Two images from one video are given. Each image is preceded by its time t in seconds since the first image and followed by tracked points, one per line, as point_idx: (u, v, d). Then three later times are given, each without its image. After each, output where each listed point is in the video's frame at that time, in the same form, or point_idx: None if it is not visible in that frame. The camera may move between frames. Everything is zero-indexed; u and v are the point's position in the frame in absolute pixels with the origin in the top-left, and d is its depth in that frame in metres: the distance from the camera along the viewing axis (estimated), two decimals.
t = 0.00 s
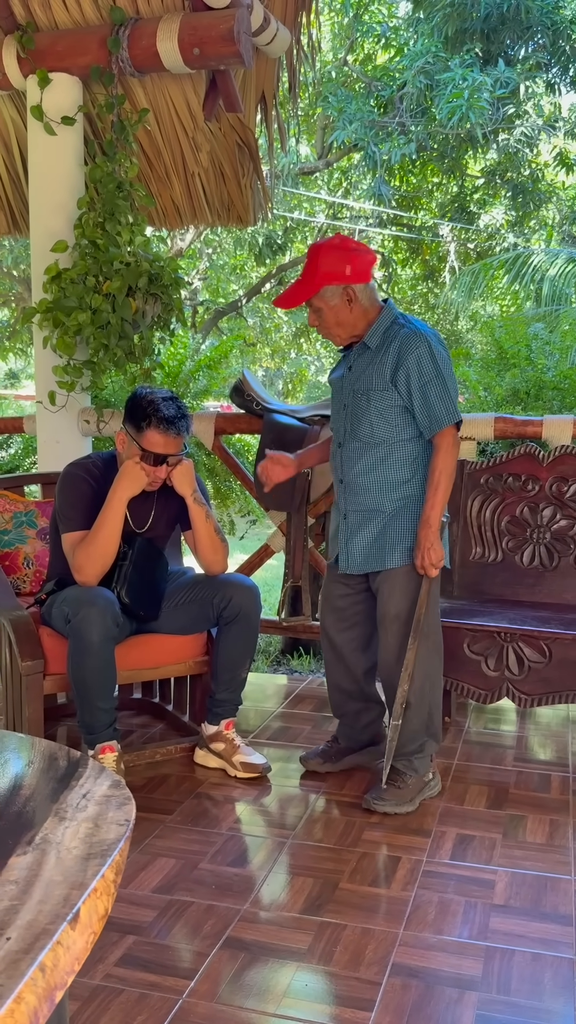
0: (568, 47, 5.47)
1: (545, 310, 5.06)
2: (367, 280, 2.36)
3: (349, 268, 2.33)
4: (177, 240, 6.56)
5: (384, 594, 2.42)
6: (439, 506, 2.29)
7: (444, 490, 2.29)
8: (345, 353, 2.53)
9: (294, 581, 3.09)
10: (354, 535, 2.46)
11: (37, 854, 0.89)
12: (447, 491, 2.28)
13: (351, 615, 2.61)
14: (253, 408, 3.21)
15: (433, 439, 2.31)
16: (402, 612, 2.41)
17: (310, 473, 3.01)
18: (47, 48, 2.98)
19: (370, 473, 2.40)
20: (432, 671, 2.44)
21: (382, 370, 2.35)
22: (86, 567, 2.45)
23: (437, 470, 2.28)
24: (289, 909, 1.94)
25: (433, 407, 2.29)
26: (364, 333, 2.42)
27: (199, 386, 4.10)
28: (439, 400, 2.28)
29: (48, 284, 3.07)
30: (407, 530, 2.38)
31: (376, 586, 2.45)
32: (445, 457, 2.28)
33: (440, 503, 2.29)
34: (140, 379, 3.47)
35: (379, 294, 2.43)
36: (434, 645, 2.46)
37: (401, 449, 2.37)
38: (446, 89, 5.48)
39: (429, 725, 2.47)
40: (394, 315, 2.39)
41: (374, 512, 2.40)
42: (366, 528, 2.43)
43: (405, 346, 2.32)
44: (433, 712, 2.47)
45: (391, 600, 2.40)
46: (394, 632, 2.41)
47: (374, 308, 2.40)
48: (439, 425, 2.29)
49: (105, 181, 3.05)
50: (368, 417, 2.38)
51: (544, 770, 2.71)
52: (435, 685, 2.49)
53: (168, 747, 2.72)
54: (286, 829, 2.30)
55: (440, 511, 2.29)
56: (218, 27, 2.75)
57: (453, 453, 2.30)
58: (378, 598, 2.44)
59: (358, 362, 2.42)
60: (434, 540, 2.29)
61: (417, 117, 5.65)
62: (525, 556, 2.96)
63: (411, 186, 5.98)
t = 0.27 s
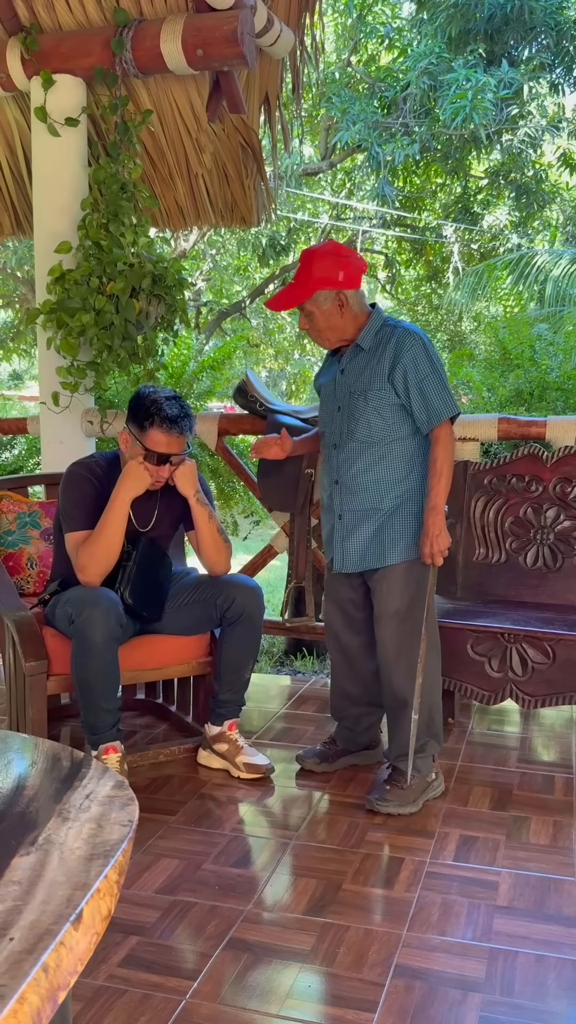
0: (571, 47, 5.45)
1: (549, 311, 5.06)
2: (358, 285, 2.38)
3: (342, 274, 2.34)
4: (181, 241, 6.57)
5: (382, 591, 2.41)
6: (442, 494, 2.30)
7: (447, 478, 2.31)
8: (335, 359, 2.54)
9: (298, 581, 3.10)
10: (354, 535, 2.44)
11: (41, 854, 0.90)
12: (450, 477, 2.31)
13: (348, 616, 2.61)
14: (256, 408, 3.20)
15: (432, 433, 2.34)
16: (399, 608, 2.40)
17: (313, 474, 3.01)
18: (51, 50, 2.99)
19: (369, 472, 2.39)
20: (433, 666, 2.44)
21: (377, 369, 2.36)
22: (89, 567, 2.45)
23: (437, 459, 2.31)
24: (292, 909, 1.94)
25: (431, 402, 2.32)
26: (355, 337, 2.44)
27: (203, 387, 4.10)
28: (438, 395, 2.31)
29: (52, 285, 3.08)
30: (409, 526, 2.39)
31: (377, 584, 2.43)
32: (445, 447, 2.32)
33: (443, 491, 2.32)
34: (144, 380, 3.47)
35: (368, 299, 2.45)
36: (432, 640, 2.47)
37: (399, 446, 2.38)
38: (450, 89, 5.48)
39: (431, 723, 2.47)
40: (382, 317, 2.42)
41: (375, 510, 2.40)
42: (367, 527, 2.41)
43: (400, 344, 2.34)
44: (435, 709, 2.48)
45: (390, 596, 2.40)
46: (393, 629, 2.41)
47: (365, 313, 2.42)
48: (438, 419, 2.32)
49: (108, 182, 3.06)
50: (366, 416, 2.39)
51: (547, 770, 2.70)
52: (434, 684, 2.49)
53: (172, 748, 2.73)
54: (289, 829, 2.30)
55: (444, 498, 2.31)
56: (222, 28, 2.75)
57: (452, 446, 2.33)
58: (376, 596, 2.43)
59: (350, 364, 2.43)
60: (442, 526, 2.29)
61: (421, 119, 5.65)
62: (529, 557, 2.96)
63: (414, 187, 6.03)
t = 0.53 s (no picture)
0: None
1: (553, 311, 5.05)
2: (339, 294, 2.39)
3: (322, 286, 2.35)
4: (184, 243, 6.58)
5: (389, 586, 2.42)
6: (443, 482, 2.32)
7: (446, 469, 2.33)
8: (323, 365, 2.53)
9: (301, 582, 3.11)
10: (361, 537, 2.43)
11: (44, 854, 0.90)
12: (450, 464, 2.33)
13: (348, 617, 2.61)
14: (260, 409, 3.20)
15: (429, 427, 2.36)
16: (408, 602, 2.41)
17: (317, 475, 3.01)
18: (55, 52, 3.00)
19: (370, 472, 2.40)
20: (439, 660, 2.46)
21: (372, 369, 2.37)
22: (92, 568, 2.45)
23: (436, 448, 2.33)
24: (295, 910, 1.94)
25: (428, 397, 2.34)
26: (340, 345, 2.44)
27: (206, 387, 4.10)
28: (434, 390, 2.32)
29: (55, 287, 3.08)
30: (413, 522, 2.41)
31: (388, 582, 2.43)
32: (443, 439, 2.34)
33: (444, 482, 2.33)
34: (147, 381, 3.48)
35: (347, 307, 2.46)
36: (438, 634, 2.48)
37: (399, 443, 2.40)
38: (453, 90, 5.48)
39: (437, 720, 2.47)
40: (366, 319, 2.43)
41: (380, 509, 2.40)
42: (374, 527, 2.41)
43: (391, 343, 2.35)
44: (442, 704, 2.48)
45: (398, 590, 2.41)
46: (402, 624, 2.42)
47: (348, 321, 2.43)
48: (436, 414, 2.33)
49: (112, 184, 3.06)
50: (364, 417, 2.39)
51: (551, 772, 2.70)
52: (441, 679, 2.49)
53: (175, 748, 2.73)
54: (292, 830, 2.30)
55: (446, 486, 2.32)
56: (225, 29, 2.76)
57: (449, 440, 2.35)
58: (383, 592, 2.44)
59: (342, 368, 2.42)
60: (445, 516, 2.31)
61: (424, 119, 5.66)
62: (533, 559, 2.95)
63: (418, 187, 6.03)
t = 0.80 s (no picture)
0: None
1: (557, 311, 5.05)
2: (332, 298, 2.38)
3: (316, 290, 2.34)
4: (188, 244, 6.58)
5: (399, 584, 2.44)
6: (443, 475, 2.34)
7: (447, 463, 2.35)
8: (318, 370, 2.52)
9: (304, 582, 3.11)
10: (370, 536, 2.43)
11: (47, 855, 0.90)
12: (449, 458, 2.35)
13: (353, 618, 2.61)
14: (263, 409, 3.20)
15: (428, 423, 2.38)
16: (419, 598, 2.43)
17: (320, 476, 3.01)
18: (59, 54, 3.00)
19: (374, 472, 2.40)
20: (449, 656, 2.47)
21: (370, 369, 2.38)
22: (96, 569, 2.46)
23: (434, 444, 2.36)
24: (298, 911, 1.94)
25: (427, 393, 2.36)
26: (335, 347, 2.43)
27: (210, 389, 4.11)
28: (433, 387, 2.34)
29: (60, 289, 3.08)
30: (418, 519, 2.42)
31: (400, 580, 2.44)
32: (442, 435, 2.36)
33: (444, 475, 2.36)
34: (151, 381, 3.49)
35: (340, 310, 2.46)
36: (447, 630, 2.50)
37: (400, 441, 2.41)
38: (457, 90, 5.48)
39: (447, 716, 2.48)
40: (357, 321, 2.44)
41: (387, 508, 2.40)
42: (381, 526, 2.41)
43: (387, 343, 2.37)
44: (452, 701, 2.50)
45: (408, 588, 2.43)
46: (414, 624, 2.44)
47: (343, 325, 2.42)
48: (436, 411, 2.36)
49: (116, 186, 3.07)
50: (366, 417, 2.39)
51: (555, 773, 2.70)
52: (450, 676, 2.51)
53: (179, 749, 2.74)
54: (296, 831, 2.30)
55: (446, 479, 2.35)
56: (229, 31, 2.76)
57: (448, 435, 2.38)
58: (394, 592, 2.45)
59: (340, 370, 2.42)
60: (446, 509, 2.33)
61: (428, 119, 5.64)
62: (536, 560, 2.95)
63: (422, 187, 5.99)
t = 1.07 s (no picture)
0: None
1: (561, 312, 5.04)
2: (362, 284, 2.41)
3: (350, 269, 2.37)
4: (193, 245, 6.59)
5: (404, 588, 2.43)
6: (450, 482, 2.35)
7: (454, 468, 2.35)
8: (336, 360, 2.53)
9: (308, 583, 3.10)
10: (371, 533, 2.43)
11: (51, 855, 0.90)
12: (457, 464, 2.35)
13: (359, 621, 2.62)
14: (268, 411, 3.21)
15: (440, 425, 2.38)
16: (423, 602, 2.43)
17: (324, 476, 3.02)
18: (63, 56, 3.01)
19: (380, 468, 2.39)
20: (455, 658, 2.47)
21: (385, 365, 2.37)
22: (100, 569, 2.46)
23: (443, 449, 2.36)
24: (302, 912, 1.94)
25: (442, 394, 2.35)
26: (358, 335, 2.45)
27: (214, 391, 4.11)
28: (447, 388, 2.34)
29: (64, 290, 3.09)
30: (422, 519, 2.41)
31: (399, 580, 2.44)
32: (452, 438, 2.36)
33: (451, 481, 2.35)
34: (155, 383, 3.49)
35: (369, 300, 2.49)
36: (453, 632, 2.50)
37: (410, 441, 2.39)
38: (461, 91, 5.47)
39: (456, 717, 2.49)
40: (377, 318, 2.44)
41: (390, 506, 2.40)
42: (383, 524, 2.41)
43: (405, 341, 2.37)
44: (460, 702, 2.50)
45: (412, 592, 2.43)
46: (419, 626, 2.44)
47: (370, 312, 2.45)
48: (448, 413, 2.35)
49: (120, 187, 3.08)
50: (377, 413, 2.39)
51: (559, 774, 2.70)
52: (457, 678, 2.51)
53: (183, 750, 2.74)
54: (300, 832, 2.30)
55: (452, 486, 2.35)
56: (233, 33, 2.77)
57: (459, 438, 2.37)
58: (399, 595, 2.45)
59: (357, 362, 2.42)
60: (450, 514, 2.34)
61: (432, 120, 5.65)
62: (541, 560, 2.95)
63: (426, 189, 6.03)
